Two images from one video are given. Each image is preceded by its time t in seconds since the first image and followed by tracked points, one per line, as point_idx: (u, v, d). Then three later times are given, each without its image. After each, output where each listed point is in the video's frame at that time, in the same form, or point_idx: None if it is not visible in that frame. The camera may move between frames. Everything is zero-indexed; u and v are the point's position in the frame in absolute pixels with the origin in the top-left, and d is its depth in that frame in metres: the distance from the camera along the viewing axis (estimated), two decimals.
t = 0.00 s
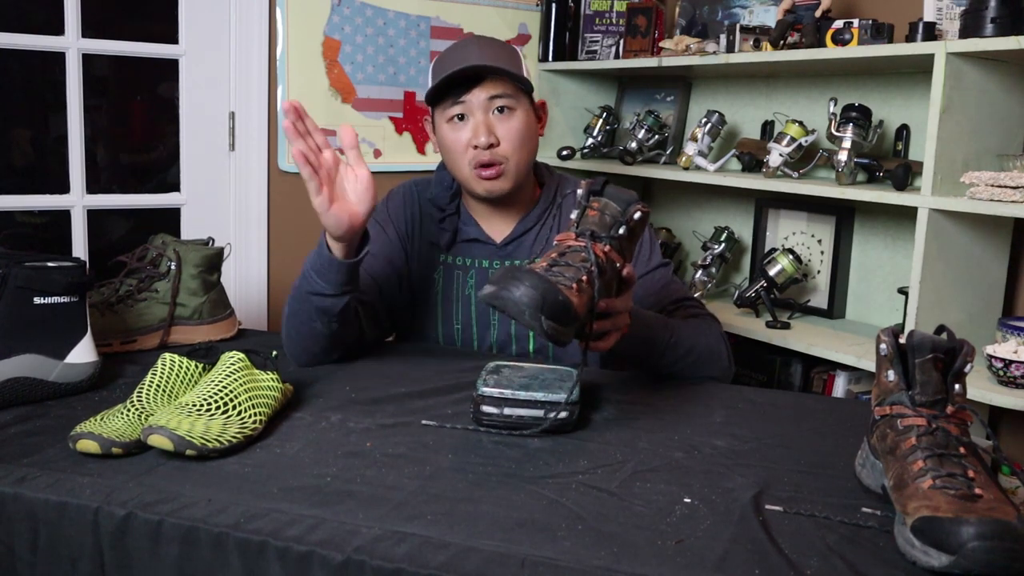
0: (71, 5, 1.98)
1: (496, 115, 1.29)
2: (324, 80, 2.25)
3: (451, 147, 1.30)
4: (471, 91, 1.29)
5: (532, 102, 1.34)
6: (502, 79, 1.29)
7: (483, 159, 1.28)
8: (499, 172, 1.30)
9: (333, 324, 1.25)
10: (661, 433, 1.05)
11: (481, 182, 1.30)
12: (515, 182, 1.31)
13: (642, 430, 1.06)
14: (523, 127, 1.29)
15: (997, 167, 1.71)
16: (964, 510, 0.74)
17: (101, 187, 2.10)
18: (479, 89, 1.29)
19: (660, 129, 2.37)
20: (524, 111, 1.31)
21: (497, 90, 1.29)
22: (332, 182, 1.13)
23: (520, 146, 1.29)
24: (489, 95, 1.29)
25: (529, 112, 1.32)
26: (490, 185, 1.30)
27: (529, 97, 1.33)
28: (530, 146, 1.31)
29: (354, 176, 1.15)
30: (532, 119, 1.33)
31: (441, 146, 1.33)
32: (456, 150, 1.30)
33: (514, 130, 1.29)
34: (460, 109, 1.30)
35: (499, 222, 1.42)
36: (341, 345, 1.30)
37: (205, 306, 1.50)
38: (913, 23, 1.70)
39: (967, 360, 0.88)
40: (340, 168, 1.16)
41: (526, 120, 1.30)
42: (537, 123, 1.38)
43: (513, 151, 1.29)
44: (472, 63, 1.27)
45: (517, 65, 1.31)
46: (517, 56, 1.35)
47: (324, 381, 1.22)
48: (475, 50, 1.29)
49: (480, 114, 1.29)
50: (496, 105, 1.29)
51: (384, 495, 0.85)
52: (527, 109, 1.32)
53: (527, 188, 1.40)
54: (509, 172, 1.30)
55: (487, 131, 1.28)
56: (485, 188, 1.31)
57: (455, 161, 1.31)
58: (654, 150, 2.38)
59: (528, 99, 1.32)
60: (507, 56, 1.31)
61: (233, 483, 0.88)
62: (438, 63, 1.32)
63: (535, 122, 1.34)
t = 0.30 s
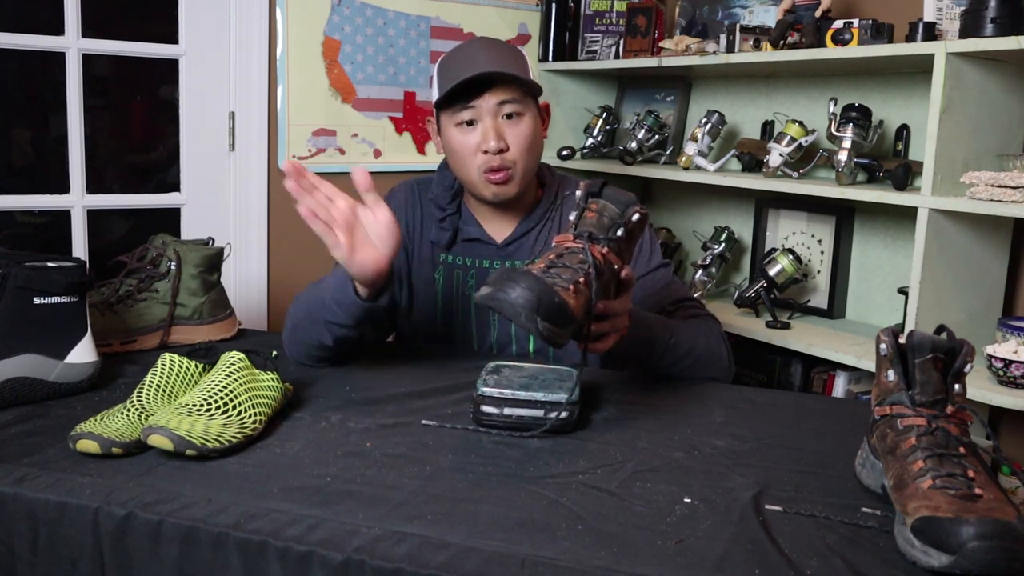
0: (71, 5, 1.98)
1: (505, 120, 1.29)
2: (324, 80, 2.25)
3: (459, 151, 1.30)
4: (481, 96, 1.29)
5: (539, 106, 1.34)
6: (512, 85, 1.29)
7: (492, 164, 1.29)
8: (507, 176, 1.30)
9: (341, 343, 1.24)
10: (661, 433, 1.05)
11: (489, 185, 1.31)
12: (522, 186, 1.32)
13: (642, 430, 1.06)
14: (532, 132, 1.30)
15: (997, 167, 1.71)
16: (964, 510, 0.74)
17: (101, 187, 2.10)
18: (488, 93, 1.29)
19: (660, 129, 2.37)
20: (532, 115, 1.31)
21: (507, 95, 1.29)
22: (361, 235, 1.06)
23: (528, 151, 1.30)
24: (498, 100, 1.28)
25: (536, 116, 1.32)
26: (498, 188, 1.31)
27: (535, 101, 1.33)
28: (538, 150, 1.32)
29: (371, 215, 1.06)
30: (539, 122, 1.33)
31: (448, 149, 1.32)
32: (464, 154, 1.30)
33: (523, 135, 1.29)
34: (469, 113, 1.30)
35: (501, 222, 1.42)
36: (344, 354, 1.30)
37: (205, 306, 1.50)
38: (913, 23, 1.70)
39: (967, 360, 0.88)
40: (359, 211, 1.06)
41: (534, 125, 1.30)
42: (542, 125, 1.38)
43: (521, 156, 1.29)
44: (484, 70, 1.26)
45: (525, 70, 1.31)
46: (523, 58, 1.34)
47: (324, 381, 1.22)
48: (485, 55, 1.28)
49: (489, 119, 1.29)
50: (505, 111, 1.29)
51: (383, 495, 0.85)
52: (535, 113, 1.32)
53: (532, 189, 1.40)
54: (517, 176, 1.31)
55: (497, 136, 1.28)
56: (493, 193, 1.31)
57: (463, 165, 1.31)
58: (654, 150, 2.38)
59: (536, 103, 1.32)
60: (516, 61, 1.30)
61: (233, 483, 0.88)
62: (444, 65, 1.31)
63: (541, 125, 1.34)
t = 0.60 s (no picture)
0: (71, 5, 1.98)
1: (503, 118, 1.29)
2: (323, 80, 2.25)
3: (457, 150, 1.30)
4: (477, 94, 1.29)
5: (537, 104, 1.33)
6: (509, 83, 1.29)
7: (490, 162, 1.29)
8: (505, 174, 1.30)
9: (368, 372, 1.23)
10: (662, 433, 1.05)
11: (487, 184, 1.31)
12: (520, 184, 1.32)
13: (643, 430, 1.06)
14: (529, 129, 1.30)
15: (997, 167, 1.71)
16: (964, 510, 0.74)
17: (101, 187, 2.10)
18: (485, 92, 1.29)
19: (660, 129, 2.37)
20: (529, 113, 1.31)
21: (503, 94, 1.29)
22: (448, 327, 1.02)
23: (526, 148, 1.30)
24: (496, 98, 1.28)
25: (534, 114, 1.32)
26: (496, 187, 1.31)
27: (533, 99, 1.33)
28: (536, 148, 1.32)
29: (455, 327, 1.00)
30: (537, 121, 1.33)
31: (446, 148, 1.32)
32: (462, 153, 1.30)
33: (520, 133, 1.29)
34: (467, 112, 1.30)
35: (501, 222, 1.42)
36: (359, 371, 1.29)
37: (205, 306, 1.50)
38: (913, 23, 1.70)
39: (967, 360, 0.88)
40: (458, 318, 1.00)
41: (532, 122, 1.30)
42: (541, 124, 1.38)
43: (519, 154, 1.29)
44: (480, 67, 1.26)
45: (522, 68, 1.31)
46: (521, 57, 1.34)
47: (324, 381, 1.22)
48: (481, 53, 1.28)
49: (487, 117, 1.29)
50: (503, 109, 1.29)
51: (384, 495, 0.85)
52: (533, 111, 1.31)
53: (531, 189, 1.40)
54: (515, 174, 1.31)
55: (494, 134, 1.28)
56: (491, 192, 1.31)
57: (461, 164, 1.31)
58: (654, 150, 2.38)
59: (533, 101, 1.32)
60: (513, 59, 1.30)
61: (233, 483, 0.88)
62: (442, 64, 1.31)
63: (539, 124, 1.34)
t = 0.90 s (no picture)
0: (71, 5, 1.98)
1: (509, 121, 1.29)
2: (323, 80, 2.25)
3: (462, 151, 1.30)
4: (484, 96, 1.29)
5: (540, 107, 1.34)
6: (515, 85, 1.29)
7: (496, 164, 1.28)
8: (511, 176, 1.30)
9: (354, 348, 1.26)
10: (662, 433, 1.05)
11: (493, 185, 1.30)
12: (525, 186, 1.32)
13: (643, 430, 1.06)
14: (535, 132, 1.30)
15: (997, 167, 1.71)
16: (964, 510, 0.74)
17: (101, 187, 2.10)
18: (492, 94, 1.29)
19: (660, 129, 2.37)
20: (534, 116, 1.31)
21: (510, 97, 1.29)
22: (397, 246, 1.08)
23: (532, 151, 1.30)
24: (503, 101, 1.28)
25: (539, 117, 1.32)
26: (502, 188, 1.31)
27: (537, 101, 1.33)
28: (540, 149, 1.32)
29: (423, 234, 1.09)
30: (541, 123, 1.33)
31: (451, 149, 1.32)
32: (468, 155, 1.29)
33: (527, 135, 1.29)
34: (473, 114, 1.29)
35: (502, 223, 1.42)
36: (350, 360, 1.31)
37: (205, 306, 1.50)
38: (913, 23, 1.70)
39: (967, 360, 0.88)
40: (406, 223, 1.10)
41: (537, 125, 1.30)
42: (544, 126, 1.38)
43: (525, 156, 1.30)
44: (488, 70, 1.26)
45: (528, 72, 1.31)
46: (524, 59, 1.34)
47: (324, 381, 1.22)
48: (487, 56, 1.28)
49: (493, 119, 1.28)
50: (509, 111, 1.29)
51: (383, 495, 0.85)
52: (537, 114, 1.32)
53: (532, 190, 1.40)
54: (521, 176, 1.31)
55: (501, 136, 1.28)
56: (497, 193, 1.31)
57: (467, 165, 1.30)
58: (654, 150, 2.38)
59: (538, 104, 1.32)
60: (519, 62, 1.31)
61: (233, 483, 0.88)
62: (447, 66, 1.31)
63: (542, 126, 1.35)
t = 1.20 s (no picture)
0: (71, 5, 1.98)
1: (499, 117, 1.29)
2: (323, 80, 2.25)
3: (453, 149, 1.30)
4: (473, 93, 1.29)
5: (531, 102, 1.34)
6: (504, 81, 1.29)
7: (487, 161, 1.29)
8: (502, 172, 1.30)
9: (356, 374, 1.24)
10: (661, 433, 1.05)
11: (484, 182, 1.31)
12: (517, 181, 1.32)
13: (642, 430, 1.06)
14: (525, 128, 1.30)
15: (997, 167, 1.71)
16: (963, 510, 0.74)
17: (101, 187, 2.10)
18: (481, 91, 1.29)
19: (660, 129, 2.37)
20: (525, 112, 1.31)
21: (499, 93, 1.29)
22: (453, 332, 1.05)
23: (523, 146, 1.30)
24: (492, 97, 1.29)
25: (529, 112, 1.32)
26: (494, 185, 1.31)
27: (528, 97, 1.33)
28: (532, 145, 1.32)
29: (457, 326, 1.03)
30: (532, 118, 1.33)
31: (442, 147, 1.32)
32: (459, 152, 1.30)
33: (517, 131, 1.29)
34: (463, 112, 1.29)
35: (498, 221, 1.42)
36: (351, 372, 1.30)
37: (205, 306, 1.50)
38: (913, 23, 1.70)
39: (967, 360, 0.87)
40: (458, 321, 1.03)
41: (528, 120, 1.30)
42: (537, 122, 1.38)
43: (516, 152, 1.30)
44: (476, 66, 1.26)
45: (517, 67, 1.31)
46: (515, 55, 1.34)
47: (324, 381, 1.22)
48: (477, 51, 1.28)
49: (483, 116, 1.29)
50: (499, 107, 1.29)
51: (382, 495, 0.85)
52: (528, 109, 1.32)
53: (527, 187, 1.40)
54: (512, 172, 1.31)
55: (491, 133, 1.28)
56: (489, 190, 1.31)
57: (458, 162, 1.31)
58: (654, 150, 2.38)
59: (528, 100, 1.32)
60: (508, 57, 1.30)
61: (233, 482, 0.88)
62: (436, 64, 1.31)
63: (535, 122, 1.34)
